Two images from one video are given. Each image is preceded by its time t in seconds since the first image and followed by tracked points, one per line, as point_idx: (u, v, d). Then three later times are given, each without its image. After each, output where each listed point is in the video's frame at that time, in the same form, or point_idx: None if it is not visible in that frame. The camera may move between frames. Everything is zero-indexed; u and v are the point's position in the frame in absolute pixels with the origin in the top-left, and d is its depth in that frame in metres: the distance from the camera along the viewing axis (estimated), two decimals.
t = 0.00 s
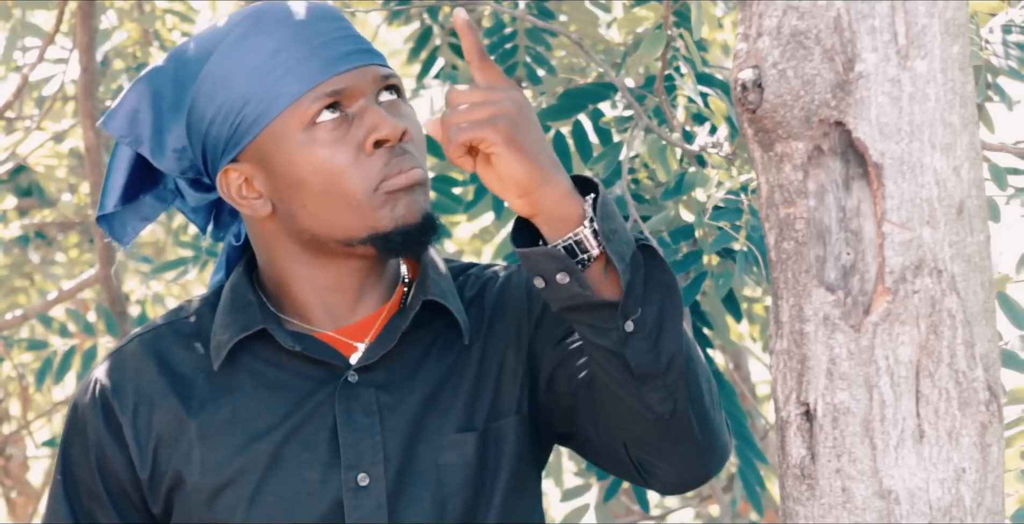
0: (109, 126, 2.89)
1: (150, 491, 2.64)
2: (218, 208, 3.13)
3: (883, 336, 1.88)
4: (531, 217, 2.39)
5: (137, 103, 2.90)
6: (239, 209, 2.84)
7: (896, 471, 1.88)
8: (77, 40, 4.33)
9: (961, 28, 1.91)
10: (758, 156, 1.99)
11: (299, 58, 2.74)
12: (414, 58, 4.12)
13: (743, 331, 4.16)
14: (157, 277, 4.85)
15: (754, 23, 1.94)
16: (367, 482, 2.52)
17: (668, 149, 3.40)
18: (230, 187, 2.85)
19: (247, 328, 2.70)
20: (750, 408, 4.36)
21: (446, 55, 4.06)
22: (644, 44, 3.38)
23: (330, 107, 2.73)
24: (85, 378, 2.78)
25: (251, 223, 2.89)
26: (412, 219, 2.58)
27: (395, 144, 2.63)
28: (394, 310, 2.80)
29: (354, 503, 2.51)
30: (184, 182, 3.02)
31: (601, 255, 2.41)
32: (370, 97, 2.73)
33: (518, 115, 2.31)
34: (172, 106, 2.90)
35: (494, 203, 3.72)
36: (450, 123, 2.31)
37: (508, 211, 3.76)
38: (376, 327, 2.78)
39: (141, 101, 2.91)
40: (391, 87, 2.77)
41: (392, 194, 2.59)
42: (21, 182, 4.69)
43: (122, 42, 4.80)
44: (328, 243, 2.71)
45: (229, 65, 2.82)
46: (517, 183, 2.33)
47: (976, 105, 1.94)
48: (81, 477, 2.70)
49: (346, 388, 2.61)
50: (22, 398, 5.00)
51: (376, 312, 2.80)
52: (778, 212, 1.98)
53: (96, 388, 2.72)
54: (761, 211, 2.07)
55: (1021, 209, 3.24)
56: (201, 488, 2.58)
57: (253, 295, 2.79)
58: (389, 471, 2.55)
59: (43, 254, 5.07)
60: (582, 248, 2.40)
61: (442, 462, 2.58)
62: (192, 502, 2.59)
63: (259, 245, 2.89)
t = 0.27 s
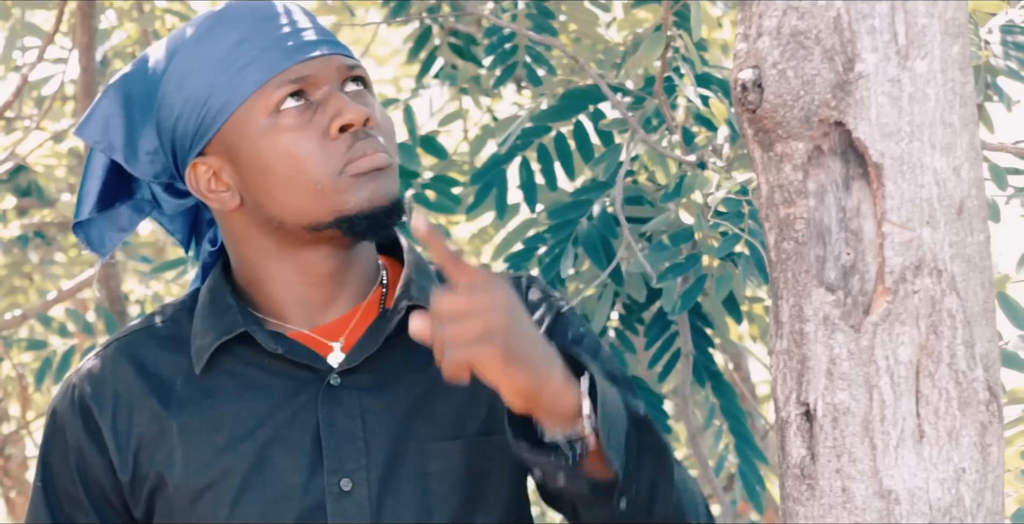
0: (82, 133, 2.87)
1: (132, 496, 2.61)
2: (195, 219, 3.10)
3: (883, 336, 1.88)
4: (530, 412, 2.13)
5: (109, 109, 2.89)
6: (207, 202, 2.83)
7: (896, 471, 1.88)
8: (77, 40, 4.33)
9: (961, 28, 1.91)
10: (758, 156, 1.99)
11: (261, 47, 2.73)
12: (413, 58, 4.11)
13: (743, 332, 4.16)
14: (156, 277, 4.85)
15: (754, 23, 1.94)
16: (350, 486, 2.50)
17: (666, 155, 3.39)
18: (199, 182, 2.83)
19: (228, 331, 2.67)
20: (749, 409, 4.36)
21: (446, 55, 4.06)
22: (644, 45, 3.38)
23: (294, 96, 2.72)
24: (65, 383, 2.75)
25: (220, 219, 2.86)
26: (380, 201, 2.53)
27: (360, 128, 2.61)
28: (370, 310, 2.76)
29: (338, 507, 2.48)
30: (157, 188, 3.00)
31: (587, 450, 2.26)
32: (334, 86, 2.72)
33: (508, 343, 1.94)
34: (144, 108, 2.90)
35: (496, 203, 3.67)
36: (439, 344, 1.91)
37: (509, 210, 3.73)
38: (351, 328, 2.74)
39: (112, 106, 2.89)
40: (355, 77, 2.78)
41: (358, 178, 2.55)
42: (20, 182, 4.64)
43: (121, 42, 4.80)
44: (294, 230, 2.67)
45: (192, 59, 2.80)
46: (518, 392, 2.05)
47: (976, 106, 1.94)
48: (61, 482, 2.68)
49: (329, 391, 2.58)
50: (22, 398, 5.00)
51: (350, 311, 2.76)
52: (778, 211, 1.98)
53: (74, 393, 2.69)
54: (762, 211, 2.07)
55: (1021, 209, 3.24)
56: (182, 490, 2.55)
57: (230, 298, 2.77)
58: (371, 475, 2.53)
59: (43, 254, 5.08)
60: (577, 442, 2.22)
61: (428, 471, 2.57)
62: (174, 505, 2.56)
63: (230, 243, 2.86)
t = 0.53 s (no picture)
0: (53, 141, 2.67)
1: (110, 500, 2.43)
2: (173, 231, 2.85)
3: (883, 336, 1.88)
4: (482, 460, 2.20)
5: (78, 116, 2.70)
6: (176, 203, 2.65)
7: (896, 471, 1.88)
8: (76, 40, 4.33)
9: (961, 28, 1.91)
10: (758, 156, 1.99)
11: (225, 43, 2.58)
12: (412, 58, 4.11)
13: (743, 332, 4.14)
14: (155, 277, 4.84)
15: (754, 23, 1.94)
16: (331, 491, 2.32)
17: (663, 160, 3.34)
18: (165, 181, 2.66)
19: (208, 334, 2.45)
20: (749, 409, 4.34)
21: (445, 55, 4.07)
22: (640, 50, 3.37)
23: (261, 91, 2.56)
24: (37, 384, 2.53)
25: (189, 221, 2.69)
26: (348, 193, 2.45)
27: (326, 122, 2.49)
28: (349, 314, 2.60)
29: (320, 512, 2.30)
30: (130, 196, 2.78)
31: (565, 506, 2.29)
32: (302, 81, 2.58)
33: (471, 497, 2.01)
34: (112, 113, 2.71)
35: (492, 204, 3.69)
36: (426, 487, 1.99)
37: (506, 211, 3.74)
38: (328, 331, 2.57)
39: (84, 115, 2.70)
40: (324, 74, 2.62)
41: (322, 171, 2.45)
42: (20, 182, 4.76)
43: (121, 42, 4.80)
44: (263, 227, 2.52)
45: (155, 58, 2.64)
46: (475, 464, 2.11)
47: (976, 106, 1.94)
48: (37, 487, 2.48)
49: (309, 396, 2.38)
50: (21, 398, 4.98)
51: (327, 314, 2.59)
52: (778, 211, 1.98)
53: (49, 392, 2.48)
54: (761, 211, 2.07)
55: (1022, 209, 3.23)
56: (164, 494, 2.36)
57: (208, 301, 2.55)
58: (353, 480, 2.35)
59: (43, 253, 5.12)
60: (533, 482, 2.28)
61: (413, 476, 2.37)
62: (155, 510, 2.37)
63: (199, 246, 2.68)
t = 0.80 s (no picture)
0: (26, 140, 2.66)
1: (85, 494, 2.40)
2: (144, 229, 2.86)
3: (883, 336, 1.88)
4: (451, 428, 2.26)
5: (52, 115, 2.69)
6: (150, 199, 2.65)
7: (896, 471, 1.88)
8: (77, 40, 4.33)
9: (961, 28, 1.91)
10: (758, 156, 1.99)
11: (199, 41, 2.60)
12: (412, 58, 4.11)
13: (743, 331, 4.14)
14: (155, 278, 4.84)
15: (754, 23, 1.94)
16: (312, 486, 2.33)
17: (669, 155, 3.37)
18: (140, 178, 2.65)
19: (188, 327, 2.44)
20: (749, 409, 4.35)
21: (446, 55, 4.07)
22: (646, 45, 3.33)
23: (235, 87, 2.58)
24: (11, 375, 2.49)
25: (162, 218, 2.69)
26: (323, 192, 2.47)
27: (301, 118, 2.51)
28: (325, 311, 2.60)
29: (300, 508, 2.31)
30: (102, 194, 2.77)
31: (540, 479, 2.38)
32: (276, 78, 2.60)
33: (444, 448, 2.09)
34: (87, 112, 2.72)
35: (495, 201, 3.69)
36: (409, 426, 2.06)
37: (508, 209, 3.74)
38: (305, 327, 2.57)
39: (57, 114, 2.70)
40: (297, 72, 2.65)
41: (297, 167, 2.47)
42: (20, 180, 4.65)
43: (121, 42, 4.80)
44: (238, 223, 2.53)
45: (129, 55, 2.65)
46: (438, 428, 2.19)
47: (976, 106, 1.94)
48: (10, 482, 2.43)
49: (290, 391, 2.39)
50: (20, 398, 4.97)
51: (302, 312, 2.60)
52: (778, 212, 1.98)
53: (24, 386, 2.43)
54: (761, 211, 2.07)
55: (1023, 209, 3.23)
56: (145, 487, 2.34)
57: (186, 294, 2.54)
58: (333, 475, 2.36)
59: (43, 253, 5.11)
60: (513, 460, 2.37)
61: (390, 471, 2.40)
62: (134, 506, 2.35)
63: (171, 244, 2.68)
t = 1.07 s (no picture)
0: None
1: (44, 495, 2.38)
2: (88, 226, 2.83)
3: (883, 336, 1.88)
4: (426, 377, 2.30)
5: None
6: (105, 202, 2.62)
7: (896, 471, 1.88)
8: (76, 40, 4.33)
9: (961, 28, 1.91)
10: (758, 156, 1.99)
11: (155, 43, 2.55)
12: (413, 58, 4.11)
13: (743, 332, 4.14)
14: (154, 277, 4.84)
15: (754, 23, 1.94)
16: (272, 485, 2.33)
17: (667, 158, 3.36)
18: (95, 180, 2.62)
19: (145, 327, 2.44)
20: (749, 409, 4.35)
21: (446, 55, 4.06)
22: (647, 46, 3.34)
23: (193, 91, 2.55)
24: None
25: (116, 220, 2.66)
26: (286, 198, 2.47)
27: (260, 121, 2.50)
28: (279, 309, 2.62)
29: (262, 505, 2.31)
30: (47, 193, 2.74)
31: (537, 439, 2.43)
32: (233, 81, 2.57)
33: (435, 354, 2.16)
34: (36, 110, 2.66)
35: (495, 202, 3.68)
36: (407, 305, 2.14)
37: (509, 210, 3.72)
38: (261, 325, 2.58)
39: (5, 113, 2.65)
40: (253, 73, 2.62)
41: (258, 173, 2.46)
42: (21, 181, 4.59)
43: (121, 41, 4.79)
44: (198, 226, 2.52)
45: (84, 57, 2.60)
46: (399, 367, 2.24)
47: (976, 106, 1.94)
48: None
49: (248, 390, 2.39)
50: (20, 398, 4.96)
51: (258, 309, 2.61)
52: (778, 212, 1.98)
53: None
54: (761, 212, 2.07)
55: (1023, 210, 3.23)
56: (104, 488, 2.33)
57: (143, 294, 2.53)
58: (294, 473, 2.37)
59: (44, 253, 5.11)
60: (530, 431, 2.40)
61: (349, 467, 2.40)
62: (95, 507, 2.33)
63: (125, 245, 2.65)
